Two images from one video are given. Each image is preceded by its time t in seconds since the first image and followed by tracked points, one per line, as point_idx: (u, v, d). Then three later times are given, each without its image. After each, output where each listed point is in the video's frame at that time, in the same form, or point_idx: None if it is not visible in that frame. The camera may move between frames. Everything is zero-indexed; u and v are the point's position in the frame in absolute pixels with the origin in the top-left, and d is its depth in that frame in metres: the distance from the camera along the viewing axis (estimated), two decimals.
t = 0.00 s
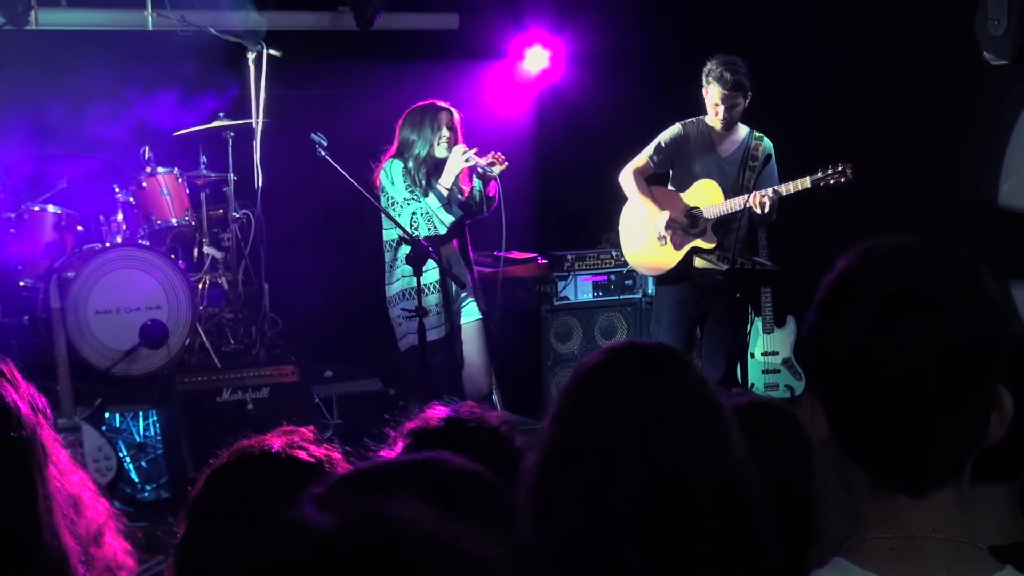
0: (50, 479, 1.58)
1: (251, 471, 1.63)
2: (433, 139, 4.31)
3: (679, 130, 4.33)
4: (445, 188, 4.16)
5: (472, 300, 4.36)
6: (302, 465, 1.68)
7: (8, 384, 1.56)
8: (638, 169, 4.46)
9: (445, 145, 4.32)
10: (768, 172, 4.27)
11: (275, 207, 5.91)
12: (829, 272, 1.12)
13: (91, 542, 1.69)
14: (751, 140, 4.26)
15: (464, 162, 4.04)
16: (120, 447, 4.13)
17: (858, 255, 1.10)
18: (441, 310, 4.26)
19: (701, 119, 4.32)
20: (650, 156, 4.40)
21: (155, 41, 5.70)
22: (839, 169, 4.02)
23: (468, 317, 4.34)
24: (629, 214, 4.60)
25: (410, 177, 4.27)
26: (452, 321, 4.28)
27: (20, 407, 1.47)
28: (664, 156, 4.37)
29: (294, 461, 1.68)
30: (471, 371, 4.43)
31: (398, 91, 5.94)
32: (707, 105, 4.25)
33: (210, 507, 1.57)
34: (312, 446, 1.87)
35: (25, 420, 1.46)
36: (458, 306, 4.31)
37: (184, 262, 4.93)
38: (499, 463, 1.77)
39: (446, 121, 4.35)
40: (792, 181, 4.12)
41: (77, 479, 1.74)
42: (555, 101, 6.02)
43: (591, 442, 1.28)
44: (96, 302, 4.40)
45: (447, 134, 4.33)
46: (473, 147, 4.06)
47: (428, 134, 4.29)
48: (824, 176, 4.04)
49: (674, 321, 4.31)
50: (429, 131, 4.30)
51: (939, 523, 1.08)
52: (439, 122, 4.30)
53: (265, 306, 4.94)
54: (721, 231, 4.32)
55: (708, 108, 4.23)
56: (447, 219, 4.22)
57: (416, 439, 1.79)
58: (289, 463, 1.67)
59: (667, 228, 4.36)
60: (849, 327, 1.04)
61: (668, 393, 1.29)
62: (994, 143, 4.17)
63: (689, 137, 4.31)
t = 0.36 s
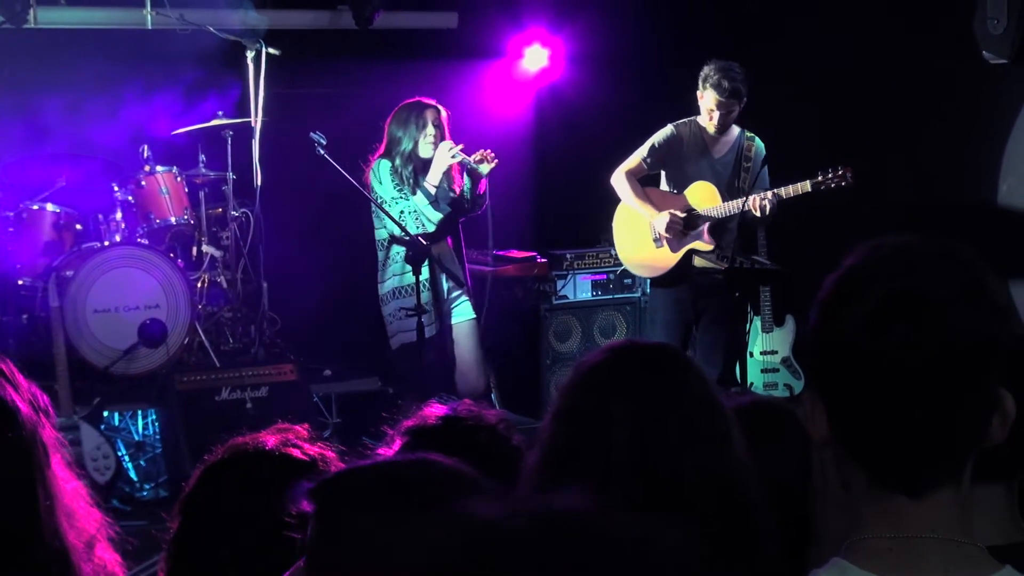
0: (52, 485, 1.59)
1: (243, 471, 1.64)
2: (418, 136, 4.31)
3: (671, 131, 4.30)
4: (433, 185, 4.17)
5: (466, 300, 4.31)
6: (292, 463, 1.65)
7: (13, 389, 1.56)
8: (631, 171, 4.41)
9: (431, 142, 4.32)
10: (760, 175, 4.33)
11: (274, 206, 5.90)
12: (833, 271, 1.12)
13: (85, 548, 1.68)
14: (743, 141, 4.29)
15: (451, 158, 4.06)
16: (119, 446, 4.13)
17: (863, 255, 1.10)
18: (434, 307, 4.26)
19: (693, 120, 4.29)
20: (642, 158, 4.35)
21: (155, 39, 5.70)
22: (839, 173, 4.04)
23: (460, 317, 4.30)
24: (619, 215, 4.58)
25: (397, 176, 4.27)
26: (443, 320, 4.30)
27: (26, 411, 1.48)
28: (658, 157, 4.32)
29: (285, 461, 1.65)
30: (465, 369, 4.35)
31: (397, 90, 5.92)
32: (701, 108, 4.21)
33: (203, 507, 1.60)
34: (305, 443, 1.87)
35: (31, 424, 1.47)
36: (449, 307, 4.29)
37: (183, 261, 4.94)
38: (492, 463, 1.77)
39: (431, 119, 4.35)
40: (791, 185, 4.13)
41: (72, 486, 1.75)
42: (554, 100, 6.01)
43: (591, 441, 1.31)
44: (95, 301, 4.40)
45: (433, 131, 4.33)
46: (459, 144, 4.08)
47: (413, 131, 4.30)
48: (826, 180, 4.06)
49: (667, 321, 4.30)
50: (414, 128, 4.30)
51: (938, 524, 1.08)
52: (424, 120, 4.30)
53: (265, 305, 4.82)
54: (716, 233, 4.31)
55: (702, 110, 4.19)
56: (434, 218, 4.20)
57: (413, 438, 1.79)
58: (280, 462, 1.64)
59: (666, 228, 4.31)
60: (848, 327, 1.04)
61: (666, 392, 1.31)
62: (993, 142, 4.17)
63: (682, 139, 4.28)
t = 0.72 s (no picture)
0: (53, 487, 1.60)
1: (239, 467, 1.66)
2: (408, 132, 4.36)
3: (660, 130, 4.32)
4: (421, 185, 4.12)
5: (464, 298, 4.29)
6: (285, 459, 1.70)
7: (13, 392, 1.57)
8: (621, 169, 4.44)
9: (420, 137, 4.37)
10: (749, 170, 4.31)
11: (274, 205, 5.90)
12: (842, 271, 1.12)
13: (95, 546, 1.71)
14: (732, 139, 4.28)
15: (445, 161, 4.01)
16: (120, 445, 4.24)
17: (872, 254, 1.11)
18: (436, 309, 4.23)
19: (682, 120, 4.31)
20: (632, 157, 4.38)
21: (155, 39, 5.68)
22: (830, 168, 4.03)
23: (454, 316, 4.28)
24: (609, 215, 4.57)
25: (390, 175, 4.32)
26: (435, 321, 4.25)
27: (24, 418, 1.48)
28: (647, 156, 4.34)
29: (277, 456, 1.69)
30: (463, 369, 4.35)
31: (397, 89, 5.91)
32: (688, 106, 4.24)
33: (194, 503, 1.61)
34: (299, 442, 1.87)
35: (28, 430, 1.47)
36: (442, 308, 4.25)
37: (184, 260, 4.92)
38: (493, 463, 1.77)
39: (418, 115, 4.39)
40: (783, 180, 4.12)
41: (80, 482, 1.76)
42: (555, 100, 6.01)
43: (592, 442, 1.32)
44: (95, 301, 4.39)
45: (421, 127, 4.36)
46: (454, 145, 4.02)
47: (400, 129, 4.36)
48: (816, 175, 4.05)
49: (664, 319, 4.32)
50: (402, 125, 4.36)
51: (942, 525, 1.08)
52: (409, 116, 4.36)
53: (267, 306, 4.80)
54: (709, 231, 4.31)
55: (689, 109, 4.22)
56: (417, 214, 4.18)
57: (414, 437, 1.79)
58: (273, 457, 1.69)
59: (660, 219, 4.34)
60: (854, 330, 1.04)
61: (667, 395, 1.32)
62: (994, 143, 4.17)
63: (671, 138, 4.30)
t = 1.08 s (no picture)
0: (49, 492, 1.62)
1: (237, 468, 1.65)
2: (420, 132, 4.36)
3: (645, 132, 4.30)
4: (427, 191, 4.18)
5: (463, 302, 4.30)
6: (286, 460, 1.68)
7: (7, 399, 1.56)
8: (606, 174, 4.43)
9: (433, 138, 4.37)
10: (735, 169, 4.30)
11: (274, 206, 5.90)
12: (850, 273, 1.12)
13: (100, 545, 1.76)
14: (717, 139, 4.26)
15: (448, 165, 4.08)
16: (120, 446, 4.33)
17: (882, 254, 1.11)
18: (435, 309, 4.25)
19: (665, 121, 4.29)
20: (618, 159, 4.36)
21: (154, 39, 5.67)
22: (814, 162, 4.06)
23: (454, 319, 4.29)
24: (601, 219, 4.59)
25: (397, 178, 4.32)
26: (435, 323, 4.28)
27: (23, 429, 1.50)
28: (633, 159, 4.32)
29: (277, 457, 1.68)
30: (458, 372, 4.35)
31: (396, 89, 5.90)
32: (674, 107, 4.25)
33: (192, 503, 1.61)
34: (297, 443, 1.87)
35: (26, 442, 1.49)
36: (440, 311, 4.27)
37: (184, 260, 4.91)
38: (493, 464, 1.77)
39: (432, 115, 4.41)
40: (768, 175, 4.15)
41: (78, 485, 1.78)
42: (555, 100, 6.02)
43: (592, 445, 1.33)
44: (95, 301, 4.39)
45: (435, 125, 4.38)
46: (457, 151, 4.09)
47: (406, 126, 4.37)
48: (800, 169, 4.09)
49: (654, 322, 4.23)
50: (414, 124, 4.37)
51: (948, 526, 1.08)
52: (423, 115, 4.38)
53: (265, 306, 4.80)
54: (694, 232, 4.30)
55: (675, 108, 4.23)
56: (424, 222, 4.23)
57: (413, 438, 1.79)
58: (273, 459, 1.67)
59: (644, 231, 4.29)
60: (859, 329, 1.05)
61: (668, 395, 1.32)
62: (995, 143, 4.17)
63: (656, 140, 4.28)
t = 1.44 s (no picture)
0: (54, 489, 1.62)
1: (239, 469, 1.67)
2: (434, 129, 4.34)
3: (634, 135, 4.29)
4: (444, 181, 4.23)
5: (473, 299, 4.31)
6: (288, 460, 1.69)
7: (13, 398, 1.60)
8: (598, 180, 4.38)
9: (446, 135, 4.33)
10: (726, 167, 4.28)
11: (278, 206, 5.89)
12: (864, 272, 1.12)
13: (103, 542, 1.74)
14: (707, 139, 4.26)
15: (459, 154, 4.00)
16: (125, 445, 4.21)
17: (898, 254, 1.10)
18: (440, 308, 4.25)
19: (653, 123, 4.29)
20: (608, 164, 4.33)
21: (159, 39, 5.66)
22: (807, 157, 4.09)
23: (466, 317, 4.30)
24: (592, 226, 4.50)
25: (414, 173, 4.31)
26: (449, 318, 4.29)
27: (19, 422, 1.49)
28: (623, 162, 4.31)
29: (280, 456, 1.69)
30: (470, 373, 4.37)
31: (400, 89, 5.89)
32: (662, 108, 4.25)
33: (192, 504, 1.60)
34: (299, 442, 1.87)
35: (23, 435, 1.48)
36: (454, 307, 4.29)
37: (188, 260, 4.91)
38: (498, 466, 1.77)
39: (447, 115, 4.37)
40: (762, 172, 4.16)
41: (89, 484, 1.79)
42: (559, 99, 6.01)
43: (595, 446, 1.31)
44: (101, 301, 4.40)
45: (449, 126, 4.35)
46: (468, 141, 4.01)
47: (422, 124, 4.35)
48: (793, 165, 4.09)
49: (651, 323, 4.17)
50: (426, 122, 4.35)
51: (958, 528, 1.07)
52: (437, 113, 4.34)
53: (270, 305, 4.92)
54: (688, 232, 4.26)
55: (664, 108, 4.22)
56: (445, 212, 4.27)
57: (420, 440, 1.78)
58: (275, 457, 1.68)
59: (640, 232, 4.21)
60: (869, 330, 1.05)
61: (668, 394, 1.30)
62: (1000, 143, 4.15)
63: (645, 142, 4.27)
